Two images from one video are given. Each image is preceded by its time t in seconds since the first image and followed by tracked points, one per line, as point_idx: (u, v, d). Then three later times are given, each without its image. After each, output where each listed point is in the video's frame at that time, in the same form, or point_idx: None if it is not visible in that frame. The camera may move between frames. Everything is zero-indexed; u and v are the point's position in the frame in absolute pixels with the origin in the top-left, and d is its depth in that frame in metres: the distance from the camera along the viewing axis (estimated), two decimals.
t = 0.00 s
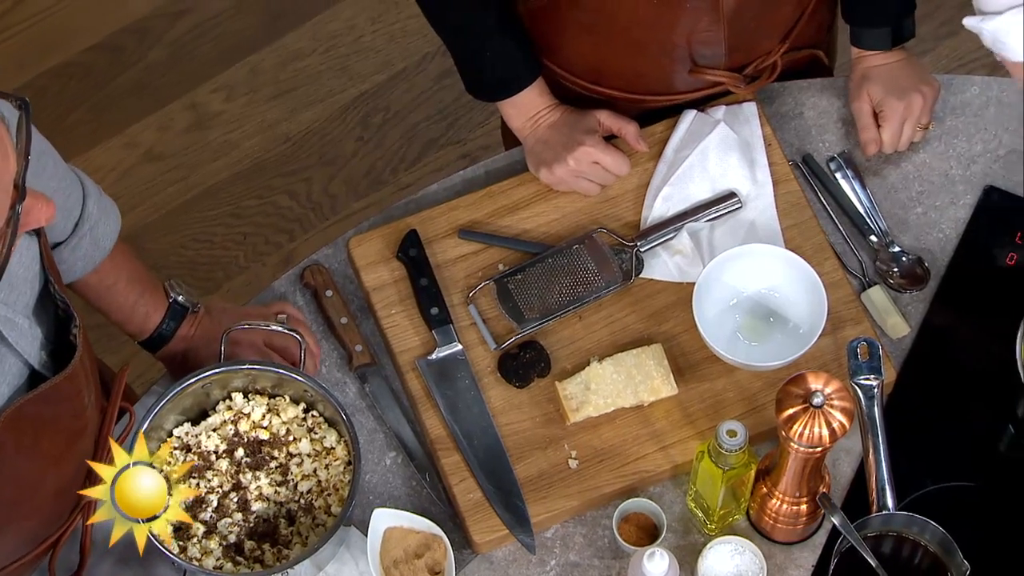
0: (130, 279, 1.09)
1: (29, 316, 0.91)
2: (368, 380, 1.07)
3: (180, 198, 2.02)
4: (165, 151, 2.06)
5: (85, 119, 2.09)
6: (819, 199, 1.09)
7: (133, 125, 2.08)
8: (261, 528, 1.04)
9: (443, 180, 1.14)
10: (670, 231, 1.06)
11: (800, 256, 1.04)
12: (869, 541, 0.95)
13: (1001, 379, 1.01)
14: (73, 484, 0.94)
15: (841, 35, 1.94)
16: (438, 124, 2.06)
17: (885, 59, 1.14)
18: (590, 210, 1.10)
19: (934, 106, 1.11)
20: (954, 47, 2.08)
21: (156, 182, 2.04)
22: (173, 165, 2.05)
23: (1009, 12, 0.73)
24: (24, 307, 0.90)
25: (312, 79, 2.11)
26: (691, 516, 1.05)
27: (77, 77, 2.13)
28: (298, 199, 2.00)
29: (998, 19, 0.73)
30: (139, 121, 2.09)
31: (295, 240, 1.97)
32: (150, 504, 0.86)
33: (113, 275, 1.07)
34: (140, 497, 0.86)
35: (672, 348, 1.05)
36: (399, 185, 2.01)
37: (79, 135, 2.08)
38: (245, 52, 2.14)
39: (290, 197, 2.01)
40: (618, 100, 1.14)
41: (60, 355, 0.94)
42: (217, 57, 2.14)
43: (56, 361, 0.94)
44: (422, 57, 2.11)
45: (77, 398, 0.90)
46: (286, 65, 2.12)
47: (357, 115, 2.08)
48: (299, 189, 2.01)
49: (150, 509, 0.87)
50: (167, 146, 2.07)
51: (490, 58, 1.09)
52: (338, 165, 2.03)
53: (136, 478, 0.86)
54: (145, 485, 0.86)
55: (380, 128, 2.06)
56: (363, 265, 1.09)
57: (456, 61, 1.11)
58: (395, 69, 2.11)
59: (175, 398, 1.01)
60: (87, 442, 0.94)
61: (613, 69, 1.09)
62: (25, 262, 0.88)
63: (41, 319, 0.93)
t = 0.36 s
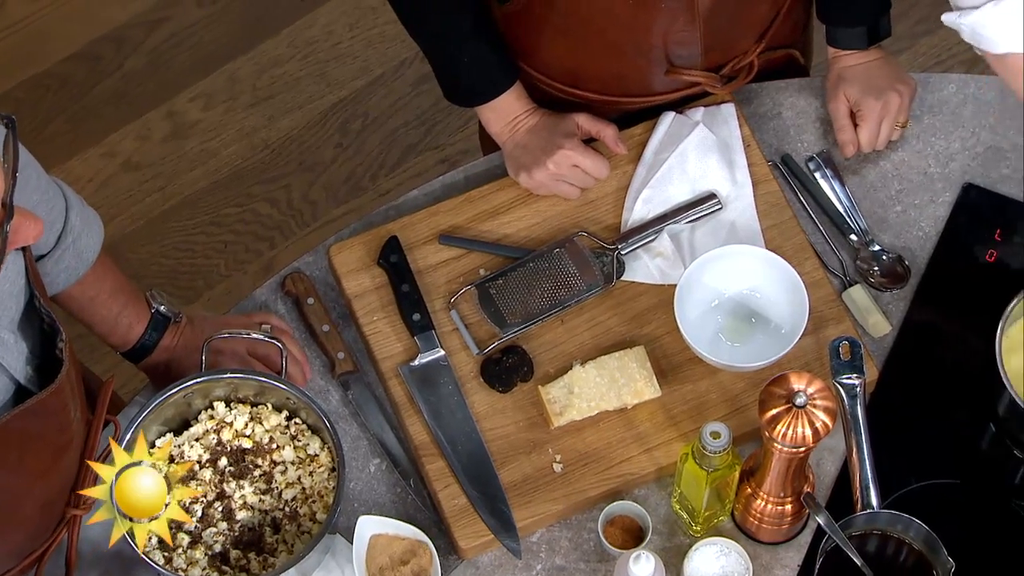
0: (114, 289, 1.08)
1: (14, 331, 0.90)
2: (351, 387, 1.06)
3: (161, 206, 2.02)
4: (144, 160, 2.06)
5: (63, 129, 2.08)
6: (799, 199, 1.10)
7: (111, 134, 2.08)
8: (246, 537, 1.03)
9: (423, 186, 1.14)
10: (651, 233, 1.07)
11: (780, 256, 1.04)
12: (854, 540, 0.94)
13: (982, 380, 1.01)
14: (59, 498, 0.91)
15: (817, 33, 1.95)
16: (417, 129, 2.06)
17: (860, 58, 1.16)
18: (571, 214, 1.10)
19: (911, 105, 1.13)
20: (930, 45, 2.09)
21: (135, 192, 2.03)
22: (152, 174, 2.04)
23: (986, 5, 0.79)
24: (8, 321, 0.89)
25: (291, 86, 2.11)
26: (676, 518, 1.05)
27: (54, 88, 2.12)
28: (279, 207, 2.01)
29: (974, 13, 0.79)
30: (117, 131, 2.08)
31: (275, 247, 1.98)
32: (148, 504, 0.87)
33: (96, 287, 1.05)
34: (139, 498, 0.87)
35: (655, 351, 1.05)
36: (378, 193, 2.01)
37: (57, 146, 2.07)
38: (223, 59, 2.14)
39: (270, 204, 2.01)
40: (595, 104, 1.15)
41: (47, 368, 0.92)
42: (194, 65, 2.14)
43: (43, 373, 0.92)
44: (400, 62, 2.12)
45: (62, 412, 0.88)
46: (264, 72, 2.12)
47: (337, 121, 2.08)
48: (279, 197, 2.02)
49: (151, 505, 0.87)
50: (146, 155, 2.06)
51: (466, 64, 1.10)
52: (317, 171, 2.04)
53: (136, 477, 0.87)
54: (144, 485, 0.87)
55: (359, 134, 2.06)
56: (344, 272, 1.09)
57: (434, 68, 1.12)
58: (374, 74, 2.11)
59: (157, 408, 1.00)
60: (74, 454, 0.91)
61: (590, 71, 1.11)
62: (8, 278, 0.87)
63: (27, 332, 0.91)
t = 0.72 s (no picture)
0: (94, 300, 1.07)
1: None
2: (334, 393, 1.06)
3: (141, 216, 2.01)
4: (122, 170, 2.05)
5: (40, 140, 2.08)
6: (778, 199, 1.10)
7: (89, 144, 2.07)
8: (231, 546, 1.03)
9: (403, 192, 1.14)
10: (632, 236, 1.07)
11: (760, 256, 1.05)
12: (839, 538, 0.94)
13: (962, 377, 1.01)
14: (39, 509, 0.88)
15: (792, 32, 1.95)
16: (396, 135, 2.06)
17: (838, 60, 1.17)
18: (551, 217, 1.11)
19: (889, 104, 1.13)
20: (908, 43, 2.10)
21: (114, 202, 2.02)
22: (131, 184, 2.04)
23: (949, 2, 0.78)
24: None
25: (269, 93, 2.11)
26: (661, 520, 1.04)
27: (30, 99, 2.12)
28: (259, 215, 2.00)
29: (938, 9, 0.78)
30: (95, 141, 2.08)
31: (257, 255, 1.97)
32: (147, 504, 0.93)
33: (76, 299, 1.05)
34: (139, 498, 0.92)
35: (638, 353, 1.05)
36: (359, 199, 2.01)
37: (36, 157, 2.06)
38: (200, 67, 2.14)
39: (250, 212, 2.01)
40: (572, 106, 1.16)
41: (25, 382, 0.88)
42: (171, 73, 2.13)
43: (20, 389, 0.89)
44: (378, 68, 2.12)
45: (41, 423, 0.85)
46: (242, 80, 2.12)
47: (315, 127, 2.08)
48: (259, 205, 2.01)
49: (152, 504, 0.93)
50: (124, 165, 2.06)
51: (444, 69, 1.10)
52: (296, 179, 2.03)
53: (139, 477, 0.92)
54: (145, 486, 0.93)
55: (339, 140, 2.06)
56: (326, 279, 1.09)
57: (412, 73, 1.12)
58: (352, 80, 2.11)
59: (139, 419, 0.99)
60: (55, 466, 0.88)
61: (568, 73, 1.12)
62: None
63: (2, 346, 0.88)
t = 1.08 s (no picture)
0: (73, 312, 1.07)
1: None
2: (317, 401, 1.06)
3: (121, 225, 2.01)
4: (100, 180, 2.04)
5: (18, 151, 2.07)
6: (758, 200, 1.10)
7: (67, 154, 2.07)
8: (215, 557, 1.01)
9: (383, 198, 1.14)
10: (612, 239, 1.07)
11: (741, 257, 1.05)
12: (823, 539, 0.93)
13: (944, 375, 1.01)
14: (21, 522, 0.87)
15: (763, 36, 1.97)
16: (376, 140, 2.07)
17: (812, 58, 1.17)
18: (532, 221, 1.11)
19: (866, 102, 1.13)
20: (884, 42, 2.10)
21: (94, 212, 2.02)
22: (109, 194, 2.03)
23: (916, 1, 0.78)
24: None
25: (246, 101, 2.11)
26: (646, 522, 1.04)
27: (7, 111, 2.11)
28: (239, 222, 2.00)
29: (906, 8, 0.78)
30: (74, 151, 2.07)
31: (237, 263, 1.97)
32: (145, 505, 0.94)
33: (54, 312, 1.05)
34: (138, 498, 0.94)
35: (620, 356, 1.05)
36: (340, 205, 2.01)
37: (13, 169, 2.06)
38: (177, 76, 2.13)
39: (229, 220, 2.00)
40: (547, 104, 1.17)
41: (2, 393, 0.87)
42: (148, 82, 2.13)
43: None
44: (356, 74, 2.13)
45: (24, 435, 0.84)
46: (219, 88, 2.12)
47: (295, 134, 2.08)
48: (240, 213, 2.01)
49: (151, 505, 0.95)
50: (102, 175, 2.05)
51: (419, 74, 1.11)
52: (276, 186, 2.03)
53: (139, 478, 0.94)
54: (144, 488, 0.94)
55: (319, 146, 2.07)
56: (307, 286, 1.09)
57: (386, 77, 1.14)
58: (331, 86, 2.12)
59: (121, 430, 0.97)
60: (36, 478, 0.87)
61: (541, 67, 1.12)
62: None
63: None
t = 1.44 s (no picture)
0: (53, 324, 1.06)
1: None
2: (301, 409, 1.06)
3: (102, 234, 2.00)
4: (80, 190, 2.04)
5: None
6: (738, 201, 1.10)
7: (46, 164, 2.06)
8: (200, 568, 0.98)
9: (364, 205, 1.14)
10: (593, 241, 1.07)
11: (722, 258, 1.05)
12: (808, 538, 0.93)
13: (925, 373, 1.01)
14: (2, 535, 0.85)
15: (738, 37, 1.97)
16: (356, 147, 2.07)
17: (781, 53, 1.18)
18: (514, 226, 1.11)
19: (840, 101, 1.13)
20: (861, 41, 2.11)
21: (74, 222, 2.01)
22: (89, 204, 2.03)
23: None
24: None
25: (225, 108, 2.11)
26: (632, 525, 1.04)
27: None
28: (219, 230, 2.00)
29: None
30: (53, 160, 2.06)
31: (218, 271, 1.97)
32: (144, 504, 0.97)
33: (33, 325, 1.04)
34: (137, 498, 0.96)
35: (603, 359, 1.05)
36: (320, 212, 2.01)
37: None
38: (156, 84, 2.13)
39: (210, 228, 2.00)
40: (522, 113, 1.17)
41: None
42: (127, 91, 2.12)
43: None
44: (335, 80, 2.13)
45: None
46: (198, 95, 2.12)
47: (274, 141, 2.08)
48: (219, 221, 2.01)
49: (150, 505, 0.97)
50: (82, 185, 2.04)
51: (398, 79, 1.11)
52: (257, 194, 2.03)
53: (137, 479, 0.96)
54: (143, 488, 0.97)
55: (299, 152, 2.07)
56: (289, 294, 1.08)
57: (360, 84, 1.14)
58: (309, 93, 2.12)
59: (101, 443, 0.95)
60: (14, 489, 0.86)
61: (514, 74, 1.12)
62: None
63: None
